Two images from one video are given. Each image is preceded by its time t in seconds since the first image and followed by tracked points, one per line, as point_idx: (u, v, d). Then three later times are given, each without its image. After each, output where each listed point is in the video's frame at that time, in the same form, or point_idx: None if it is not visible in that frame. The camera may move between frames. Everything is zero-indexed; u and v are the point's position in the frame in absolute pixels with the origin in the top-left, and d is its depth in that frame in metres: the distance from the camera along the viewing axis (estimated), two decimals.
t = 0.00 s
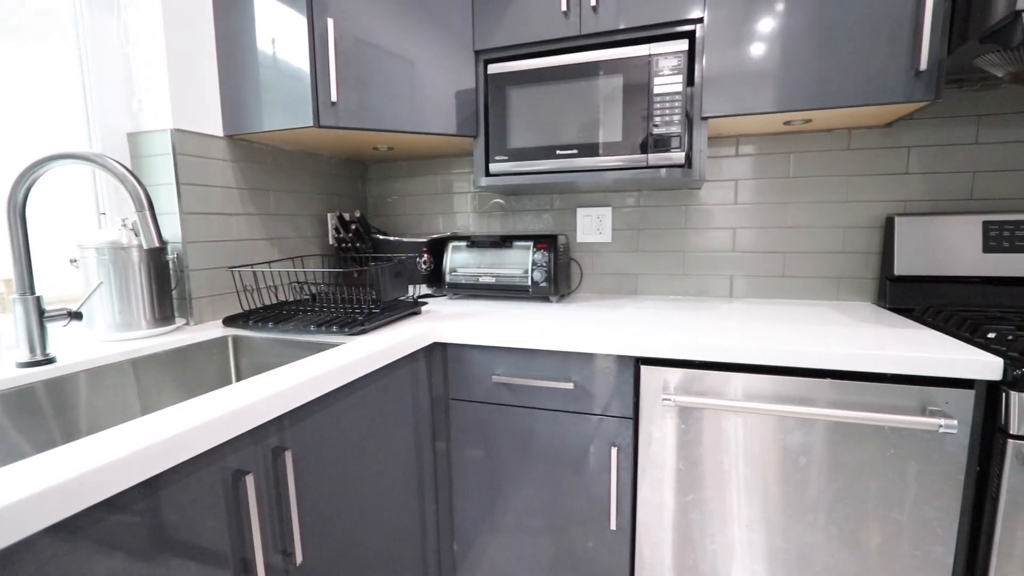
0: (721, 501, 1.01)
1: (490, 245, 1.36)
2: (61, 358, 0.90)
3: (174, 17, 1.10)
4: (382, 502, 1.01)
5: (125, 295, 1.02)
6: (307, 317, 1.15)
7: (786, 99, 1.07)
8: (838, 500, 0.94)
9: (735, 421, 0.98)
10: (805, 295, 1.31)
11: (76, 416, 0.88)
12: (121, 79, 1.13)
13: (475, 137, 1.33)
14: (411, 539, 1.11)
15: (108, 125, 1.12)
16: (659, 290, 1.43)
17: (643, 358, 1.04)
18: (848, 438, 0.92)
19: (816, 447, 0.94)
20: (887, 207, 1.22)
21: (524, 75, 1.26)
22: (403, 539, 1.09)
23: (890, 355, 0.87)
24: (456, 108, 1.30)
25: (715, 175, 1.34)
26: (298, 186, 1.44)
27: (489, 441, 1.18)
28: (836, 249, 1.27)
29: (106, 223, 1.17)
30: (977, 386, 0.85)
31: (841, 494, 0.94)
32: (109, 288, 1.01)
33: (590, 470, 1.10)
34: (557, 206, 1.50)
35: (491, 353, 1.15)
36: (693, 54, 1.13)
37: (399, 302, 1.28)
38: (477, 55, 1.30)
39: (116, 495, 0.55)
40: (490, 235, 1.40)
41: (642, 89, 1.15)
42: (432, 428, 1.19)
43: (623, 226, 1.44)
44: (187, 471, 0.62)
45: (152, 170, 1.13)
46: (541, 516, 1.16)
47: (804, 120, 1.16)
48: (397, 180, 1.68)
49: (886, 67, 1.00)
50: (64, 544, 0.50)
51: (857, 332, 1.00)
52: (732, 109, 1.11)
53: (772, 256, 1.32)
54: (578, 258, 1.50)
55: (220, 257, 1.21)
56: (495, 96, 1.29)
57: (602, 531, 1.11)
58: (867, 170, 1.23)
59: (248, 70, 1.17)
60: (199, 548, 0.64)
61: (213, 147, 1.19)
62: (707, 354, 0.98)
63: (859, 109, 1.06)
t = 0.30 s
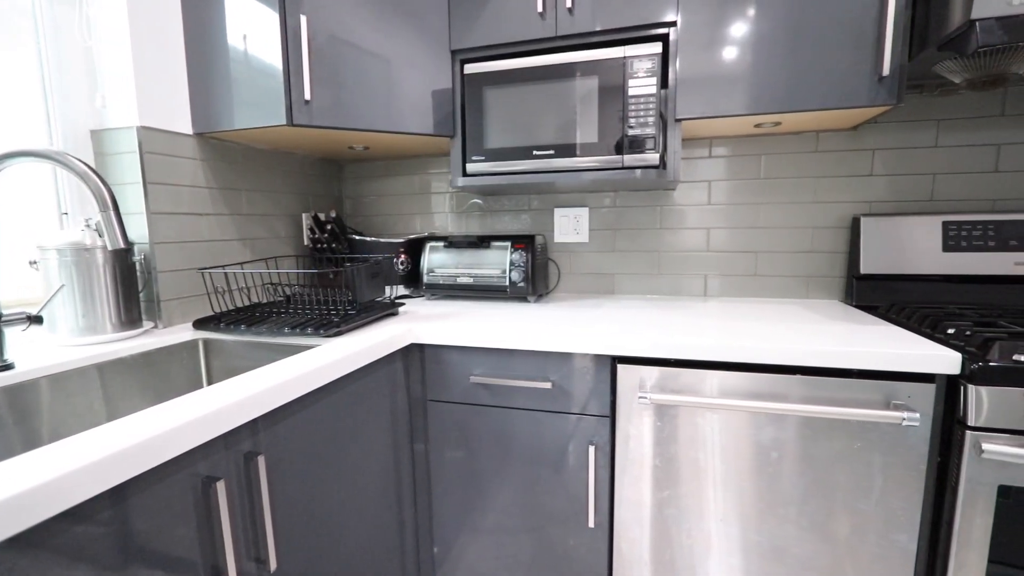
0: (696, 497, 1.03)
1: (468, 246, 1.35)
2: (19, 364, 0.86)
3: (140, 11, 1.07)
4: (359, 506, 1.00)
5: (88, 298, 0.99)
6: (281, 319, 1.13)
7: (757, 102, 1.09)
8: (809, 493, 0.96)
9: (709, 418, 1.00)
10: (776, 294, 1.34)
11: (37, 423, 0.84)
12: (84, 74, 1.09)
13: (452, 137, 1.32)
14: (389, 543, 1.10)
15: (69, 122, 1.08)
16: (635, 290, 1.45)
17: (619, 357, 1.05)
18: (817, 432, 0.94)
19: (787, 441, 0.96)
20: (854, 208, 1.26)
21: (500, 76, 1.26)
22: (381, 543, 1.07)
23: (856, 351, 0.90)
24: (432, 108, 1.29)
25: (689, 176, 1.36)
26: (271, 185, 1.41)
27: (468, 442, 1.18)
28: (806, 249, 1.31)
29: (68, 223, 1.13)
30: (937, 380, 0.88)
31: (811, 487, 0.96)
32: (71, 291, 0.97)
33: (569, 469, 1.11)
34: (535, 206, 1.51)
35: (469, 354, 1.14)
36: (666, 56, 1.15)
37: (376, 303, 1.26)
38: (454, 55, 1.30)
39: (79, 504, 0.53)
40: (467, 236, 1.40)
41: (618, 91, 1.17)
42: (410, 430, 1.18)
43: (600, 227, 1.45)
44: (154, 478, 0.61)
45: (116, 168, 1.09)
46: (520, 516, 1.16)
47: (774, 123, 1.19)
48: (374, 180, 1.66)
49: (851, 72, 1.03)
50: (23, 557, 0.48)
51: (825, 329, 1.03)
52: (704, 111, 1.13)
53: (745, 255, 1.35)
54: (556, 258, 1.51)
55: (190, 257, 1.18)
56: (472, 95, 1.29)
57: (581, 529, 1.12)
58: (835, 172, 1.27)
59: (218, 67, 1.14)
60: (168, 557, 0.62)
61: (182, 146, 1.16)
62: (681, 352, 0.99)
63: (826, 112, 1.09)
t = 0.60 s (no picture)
0: (669, 493, 1.04)
1: (443, 246, 1.35)
2: None
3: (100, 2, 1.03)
4: (334, 511, 0.99)
5: (45, 301, 0.94)
6: (251, 322, 1.10)
7: (727, 105, 1.12)
8: (778, 486, 0.99)
9: (682, 415, 1.01)
10: (746, 292, 1.37)
11: None
12: (39, 67, 1.04)
13: (427, 137, 1.32)
14: (364, 547, 1.09)
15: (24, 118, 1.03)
16: (610, 289, 1.47)
17: (594, 356, 1.06)
18: (786, 427, 0.97)
19: (757, 436, 0.98)
20: (819, 209, 1.30)
21: (474, 76, 1.25)
22: (356, 547, 1.06)
23: (821, 347, 0.92)
24: (407, 107, 1.28)
25: (662, 177, 1.38)
26: (241, 185, 1.38)
27: (445, 444, 1.17)
28: (775, 248, 1.34)
29: (23, 223, 1.08)
30: (897, 374, 0.91)
31: (779, 480, 0.99)
32: (27, 294, 0.93)
33: (545, 468, 1.11)
34: (511, 207, 1.51)
35: (445, 355, 1.14)
36: (639, 59, 1.17)
37: (350, 304, 1.24)
38: (428, 54, 1.29)
39: (35, 516, 0.51)
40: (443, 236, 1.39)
41: (591, 92, 1.18)
42: (385, 432, 1.17)
43: (575, 227, 1.47)
44: (116, 487, 0.59)
45: (76, 167, 1.05)
46: (497, 516, 1.16)
47: (743, 125, 1.21)
48: (348, 180, 1.64)
49: (817, 77, 1.06)
50: None
51: (792, 326, 1.06)
52: (676, 113, 1.15)
53: (716, 255, 1.38)
54: (532, 258, 1.51)
55: (156, 259, 1.15)
56: (447, 95, 1.28)
57: (558, 527, 1.13)
58: (801, 174, 1.30)
59: (184, 62, 1.11)
60: (131, 568, 0.60)
61: (146, 143, 1.12)
62: (654, 351, 1.01)
63: (793, 115, 1.12)
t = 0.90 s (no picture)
0: (644, 489, 1.06)
1: (418, 246, 1.34)
2: None
3: None
4: (308, 517, 0.97)
5: None
6: (220, 325, 1.08)
7: (699, 107, 1.14)
8: (749, 480, 1.01)
9: (656, 412, 1.03)
10: (718, 291, 1.40)
11: None
12: None
13: (401, 136, 1.30)
14: (340, 552, 1.07)
15: None
16: (586, 289, 1.48)
17: (569, 355, 1.07)
18: (756, 422, 0.99)
19: (728, 432, 1.00)
20: (787, 209, 1.34)
21: (449, 75, 1.25)
22: (331, 553, 1.04)
23: (789, 344, 0.95)
24: (381, 106, 1.27)
25: (636, 178, 1.40)
26: (210, 184, 1.34)
27: (421, 446, 1.16)
28: (744, 248, 1.37)
29: None
30: (860, 369, 0.95)
31: (750, 475, 1.01)
32: None
33: (522, 468, 1.11)
34: (486, 207, 1.51)
35: (421, 356, 1.13)
36: (612, 61, 1.18)
37: (324, 306, 1.22)
38: (403, 53, 1.28)
39: None
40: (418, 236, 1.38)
41: (565, 93, 1.18)
42: (360, 435, 1.15)
43: (551, 227, 1.47)
44: (75, 498, 0.56)
45: (31, 164, 1.00)
46: (475, 517, 1.16)
47: (714, 128, 1.24)
48: (321, 179, 1.62)
49: (784, 81, 1.09)
50: None
51: (762, 324, 1.09)
52: (649, 115, 1.16)
53: (689, 254, 1.40)
54: (508, 258, 1.51)
55: (119, 260, 1.11)
56: (422, 94, 1.27)
57: (535, 526, 1.13)
58: (770, 175, 1.34)
59: (148, 57, 1.07)
60: None
61: (107, 141, 1.08)
62: (629, 350, 1.02)
63: (760, 118, 1.15)
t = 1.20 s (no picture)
0: (622, 487, 1.07)
1: (395, 247, 1.33)
2: None
3: None
4: (282, 523, 0.95)
5: None
6: (189, 328, 1.05)
7: (672, 109, 1.15)
8: (723, 475, 1.03)
9: (633, 410, 1.04)
10: (692, 290, 1.43)
11: None
12: None
13: (376, 136, 1.29)
14: (316, 559, 1.05)
15: None
16: (563, 289, 1.49)
17: (547, 355, 1.07)
18: (729, 418, 1.01)
19: (703, 429, 1.02)
20: (758, 210, 1.37)
21: (425, 75, 1.24)
22: (307, 559, 1.02)
23: (760, 341, 0.97)
24: (355, 105, 1.25)
25: (612, 178, 1.42)
26: (178, 183, 1.31)
27: (399, 448, 1.15)
28: (717, 247, 1.40)
29: None
30: (827, 365, 0.97)
31: (724, 470, 1.03)
32: None
33: (501, 468, 1.11)
34: (464, 207, 1.51)
35: (398, 357, 1.12)
36: (587, 63, 1.19)
37: (297, 308, 1.20)
38: (377, 52, 1.26)
39: None
40: (395, 237, 1.37)
41: (541, 94, 1.19)
42: (336, 439, 1.14)
43: (528, 227, 1.48)
44: (33, 509, 0.54)
45: None
46: (454, 519, 1.16)
47: (687, 129, 1.26)
48: (294, 178, 1.59)
49: (755, 84, 1.12)
50: None
51: (734, 322, 1.11)
52: (624, 117, 1.18)
53: (664, 254, 1.42)
54: (485, 258, 1.51)
55: (82, 262, 1.07)
56: (397, 94, 1.26)
57: (514, 526, 1.13)
58: (742, 176, 1.37)
59: (112, 52, 1.04)
60: None
61: (69, 138, 1.04)
62: (606, 349, 1.03)
63: (731, 120, 1.18)
